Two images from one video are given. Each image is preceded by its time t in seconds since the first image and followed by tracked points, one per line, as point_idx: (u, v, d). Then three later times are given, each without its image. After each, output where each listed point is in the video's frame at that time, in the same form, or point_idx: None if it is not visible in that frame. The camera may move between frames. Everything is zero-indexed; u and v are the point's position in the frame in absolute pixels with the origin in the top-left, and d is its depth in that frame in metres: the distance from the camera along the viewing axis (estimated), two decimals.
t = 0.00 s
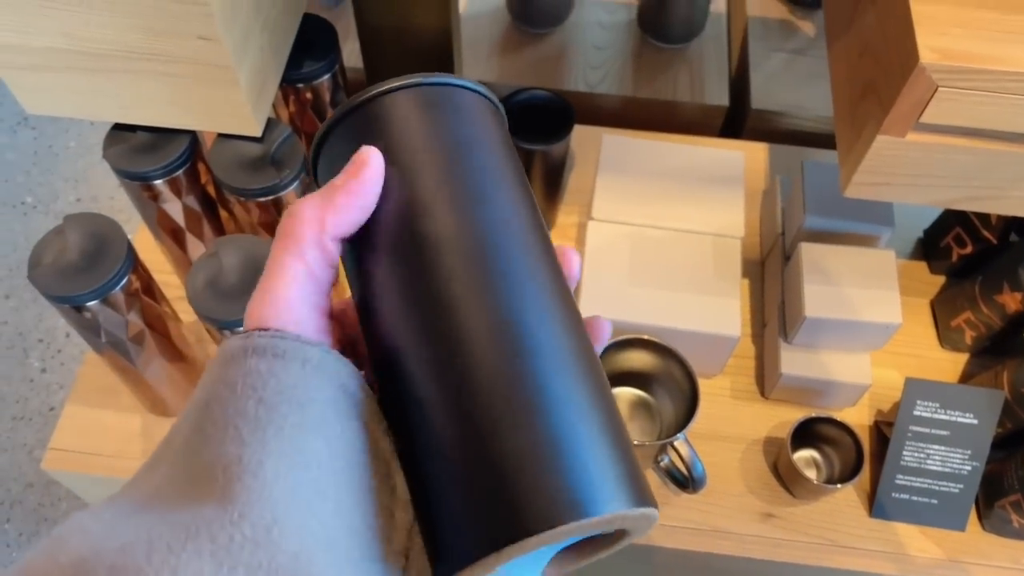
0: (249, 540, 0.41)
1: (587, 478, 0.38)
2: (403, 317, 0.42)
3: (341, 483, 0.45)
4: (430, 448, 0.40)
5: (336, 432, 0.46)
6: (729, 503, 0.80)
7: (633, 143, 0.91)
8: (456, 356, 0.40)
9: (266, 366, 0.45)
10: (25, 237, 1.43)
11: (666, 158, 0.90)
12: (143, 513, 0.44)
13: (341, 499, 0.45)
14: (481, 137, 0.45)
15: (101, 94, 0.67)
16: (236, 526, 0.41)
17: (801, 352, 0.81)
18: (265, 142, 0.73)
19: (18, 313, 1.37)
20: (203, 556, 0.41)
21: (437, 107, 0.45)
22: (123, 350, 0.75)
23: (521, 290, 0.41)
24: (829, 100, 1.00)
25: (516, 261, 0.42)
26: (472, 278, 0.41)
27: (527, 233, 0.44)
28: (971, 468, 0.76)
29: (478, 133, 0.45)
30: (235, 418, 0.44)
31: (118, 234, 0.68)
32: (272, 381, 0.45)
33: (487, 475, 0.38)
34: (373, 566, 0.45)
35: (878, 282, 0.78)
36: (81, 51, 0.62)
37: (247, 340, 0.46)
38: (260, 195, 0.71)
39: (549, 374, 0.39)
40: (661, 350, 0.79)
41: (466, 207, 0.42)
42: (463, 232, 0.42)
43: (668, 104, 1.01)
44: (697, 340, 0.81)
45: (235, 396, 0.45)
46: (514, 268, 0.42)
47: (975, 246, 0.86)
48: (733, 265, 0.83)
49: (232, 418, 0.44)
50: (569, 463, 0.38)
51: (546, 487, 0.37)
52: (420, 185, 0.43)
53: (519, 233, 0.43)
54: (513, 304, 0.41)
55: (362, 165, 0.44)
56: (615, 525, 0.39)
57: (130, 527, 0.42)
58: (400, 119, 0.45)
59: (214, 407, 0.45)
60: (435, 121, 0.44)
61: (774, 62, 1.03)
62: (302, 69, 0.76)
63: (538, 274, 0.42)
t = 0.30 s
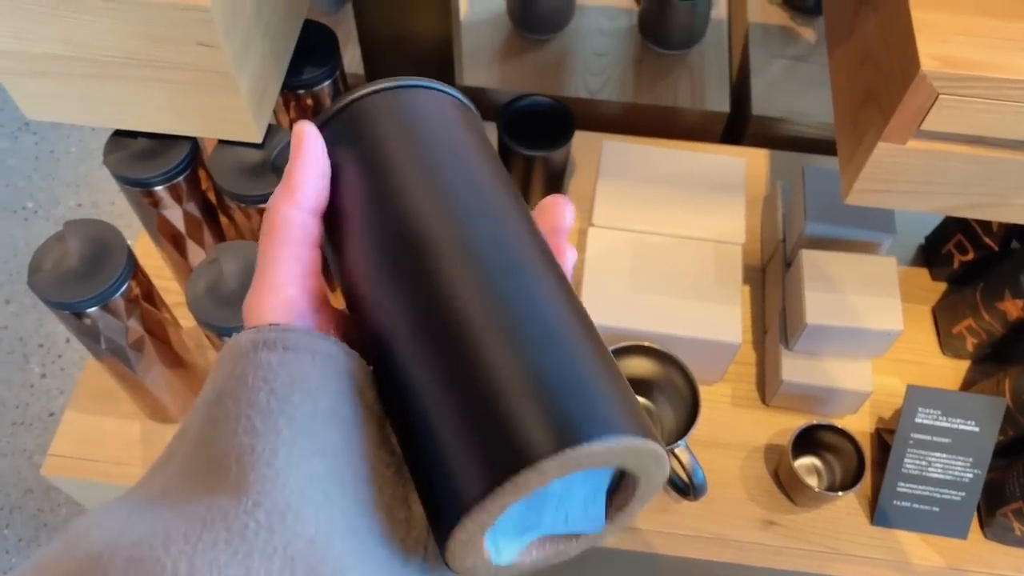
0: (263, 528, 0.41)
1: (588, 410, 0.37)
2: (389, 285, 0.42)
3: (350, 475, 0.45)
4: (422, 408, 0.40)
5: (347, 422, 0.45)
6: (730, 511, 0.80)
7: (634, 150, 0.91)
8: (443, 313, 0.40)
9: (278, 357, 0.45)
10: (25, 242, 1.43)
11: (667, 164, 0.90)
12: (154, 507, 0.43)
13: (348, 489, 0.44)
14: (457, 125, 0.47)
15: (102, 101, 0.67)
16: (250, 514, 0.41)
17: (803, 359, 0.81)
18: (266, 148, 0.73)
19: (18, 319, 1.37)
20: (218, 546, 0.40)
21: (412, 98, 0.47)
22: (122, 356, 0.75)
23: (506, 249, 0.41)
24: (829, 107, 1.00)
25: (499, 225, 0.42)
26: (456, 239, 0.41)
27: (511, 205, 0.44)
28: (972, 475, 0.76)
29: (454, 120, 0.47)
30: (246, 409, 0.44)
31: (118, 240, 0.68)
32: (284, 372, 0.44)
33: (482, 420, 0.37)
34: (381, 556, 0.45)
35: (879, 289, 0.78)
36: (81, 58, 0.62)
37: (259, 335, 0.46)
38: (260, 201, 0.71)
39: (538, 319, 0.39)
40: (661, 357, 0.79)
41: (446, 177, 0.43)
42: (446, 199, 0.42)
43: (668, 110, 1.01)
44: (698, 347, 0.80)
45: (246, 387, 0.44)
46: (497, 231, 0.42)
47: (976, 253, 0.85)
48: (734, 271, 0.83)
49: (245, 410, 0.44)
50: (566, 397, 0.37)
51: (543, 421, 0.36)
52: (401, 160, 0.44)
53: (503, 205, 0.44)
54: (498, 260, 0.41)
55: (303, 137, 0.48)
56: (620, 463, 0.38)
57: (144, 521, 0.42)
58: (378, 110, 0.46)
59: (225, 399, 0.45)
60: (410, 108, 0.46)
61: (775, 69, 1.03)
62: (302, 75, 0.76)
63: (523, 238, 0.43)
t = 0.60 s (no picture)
0: (253, 544, 0.41)
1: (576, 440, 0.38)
2: (379, 301, 0.42)
3: (340, 492, 0.45)
4: (409, 423, 0.40)
5: (334, 438, 0.46)
6: (727, 517, 0.79)
7: (633, 156, 0.91)
8: (432, 335, 0.40)
9: (262, 376, 0.45)
10: (24, 245, 1.43)
11: (665, 170, 0.90)
12: (146, 526, 0.44)
13: (339, 503, 0.45)
14: (445, 126, 0.46)
15: (101, 106, 0.67)
16: (240, 531, 0.41)
17: (801, 366, 0.81)
18: (264, 154, 0.73)
19: (18, 322, 1.37)
20: (207, 564, 0.41)
21: (396, 100, 0.45)
22: (119, 361, 0.75)
23: (495, 266, 0.41)
24: (828, 113, 1.01)
25: (489, 239, 0.42)
26: (447, 257, 0.41)
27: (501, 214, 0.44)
28: (970, 483, 0.76)
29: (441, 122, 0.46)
30: (234, 430, 0.44)
31: (116, 244, 0.68)
32: (270, 390, 0.45)
33: (471, 447, 0.38)
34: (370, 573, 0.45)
35: (877, 296, 0.78)
36: (80, 63, 0.63)
37: (244, 357, 0.46)
38: (258, 207, 0.71)
39: (528, 341, 0.39)
40: (658, 363, 0.79)
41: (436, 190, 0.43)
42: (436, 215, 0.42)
43: (667, 116, 1.01)
44: (696, 353, 0.80)
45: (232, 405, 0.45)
46: (487, 247, 0.42)
47: (974, 259, 0.85)
48: (732, 278, 0.83)
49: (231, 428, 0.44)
50: (554, 426, 0.38)
51: (533, 454, 0.37)
52: (388, 170, 0.43)
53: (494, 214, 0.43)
54: (488, 279, 0.41)
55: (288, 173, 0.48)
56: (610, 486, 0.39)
57: (136, 540, 0.42)
58: (361, 112, 0.45)
59: (213, 422, 0.45)
60: (399, 113, 0.45)
61: (773, 75, 1.03)
62: (301, 80, 0.76)
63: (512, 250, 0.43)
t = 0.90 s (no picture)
0: (245, 556, 0.41)
1: (580, 488, 0.38)
2: (372, 320, 0.40)
3: (328, 496, 0.45)
4: (403, 442, 0.39)
5: (329, 442, 0.46)
6: (728, 520, 0.79)
7: (633, 158, 0.91)
8: (432, 364, 0.39)
9: (262, 377, 0.45)
10: (25, 246, 1.42)
11: (667, 172, 0.90)
12: (134, 521, 0.43)
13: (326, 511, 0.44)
14: (444, 126, 0.43)
15: (101, 107, 0.67)
16: (233, 541, 0.41)
17: (801, 369, 0.80)
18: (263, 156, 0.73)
19: (17, 323, 1.36)
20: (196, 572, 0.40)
21: (398, 97, 0.42)
22: (119, 362, 0.75)
23: (498, 291, 0.40)
24: (829, 115, 1.00)
25: (491, 259, 0.40)
26: (448, 283, 0.39)
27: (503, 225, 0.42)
28: (971, 486, 0.76)
29: (443, 120, 0.43)
30: (233, 432, 0.44)
31: (116, 245, 0.68)
32: (269, 391, 0.44)
33: (470, 486, 0.38)
34: None
35: (878, 298, 0.78)
36: (80, 64, 0.62)
37: (242, 355, 0.45)
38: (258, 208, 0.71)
39: (533, 376, 0.38)
40: (658, 365, 0.79)
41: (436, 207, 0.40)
42: (437, 235, 0.40)
43: (668, 118, 1.01)
44: (697, 355, 0.80)
45: (230, 407, 0.44)
46: (490, 270, 0.40)
47: (976, 262, 0.85)
48: (733, 280, 0.83)
49: (229, 431, 0.44)
50: (559, 473, 0.37)
51: (534, 504, 0.37)
52: (385, 182, 0.41)
53: (495, 226, 0.42)
54: (491, 307, 0.39)
55: (303, 142, 0.43)
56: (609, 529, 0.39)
57: (124, 537, 0.42)
58: (360, 107, 0.42)
59: (211, 420, 0.44)
60: (397, 112, 0.42)
61: (774, 77, 1.03)
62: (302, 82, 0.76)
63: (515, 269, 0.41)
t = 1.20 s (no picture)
0: (231, 549, 0.41)
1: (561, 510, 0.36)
2: (355, 323, 0.39)
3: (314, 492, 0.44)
4: (384, 452, 0.38)
5: (311, 436, 0.45)
6: (727, 525, 0.79)
7: (633, 161, 0.90)
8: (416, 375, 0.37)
9: (229, 375, 0.46)
10: (23, 248, 1.42)
11: (666, 175, 0.89)
12: (123, 527, 0.44)
13: (319, 504, 0.44)
14: (442, 124, 0.41)
15: (99, 110, 0.66)
16: (217, 534, 0.41)
17: (801, 373, 0.80)
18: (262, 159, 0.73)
19: (15, 325, 1.36)
20: (183, 565, 0.40)
21: (394, 88, 0.40)
22: (116, 365, 0.75)
23: (489, 299, 0.38)
24: (829, 117, 1.00)
25: (484, 266, 0.38)
26: (436, 289, 0.37)
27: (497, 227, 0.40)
28: (972, 491, 0.75)
29: (438, 117, 0.41)
30: (208, 434, 0.45)
31: (113, 249, 0.68)
32: (237, 388, 0.45)
33: (446, 505, 0.36)
34: None
35: (879, 302, 0.77)
36: (78, 67, 0.62)
37: (207, 356, 0.47)
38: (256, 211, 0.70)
39: (523, 394, 0.37)
40: (658, 369, 0.78)
41: (426, 209, 0.39)
42: (426, 238, 0.38)
43: (668, 120, 1.00)
44: (697, 359, 0.80)
45: (200, 406, 0.45)
46: (480, 275, 0.38)
47: (977, 265, 0.85)
48: (734, 283, 0.83)
49: (203, 431, 0.45)
50: (542, 496, 0.35)
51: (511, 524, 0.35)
52: (373, 181, 0.39)
53: (489, 229, 0.40)
54: (479, 315, 0.37)
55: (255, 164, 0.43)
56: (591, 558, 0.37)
57: (113, 540, 0.42)
58: (352, 99, 0.40)
59: (188, 427, 0.45)
60: (393, 109, 0.40)
61: (774, 80, 1.02)
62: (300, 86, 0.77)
63: (507, 274, 0.39)
